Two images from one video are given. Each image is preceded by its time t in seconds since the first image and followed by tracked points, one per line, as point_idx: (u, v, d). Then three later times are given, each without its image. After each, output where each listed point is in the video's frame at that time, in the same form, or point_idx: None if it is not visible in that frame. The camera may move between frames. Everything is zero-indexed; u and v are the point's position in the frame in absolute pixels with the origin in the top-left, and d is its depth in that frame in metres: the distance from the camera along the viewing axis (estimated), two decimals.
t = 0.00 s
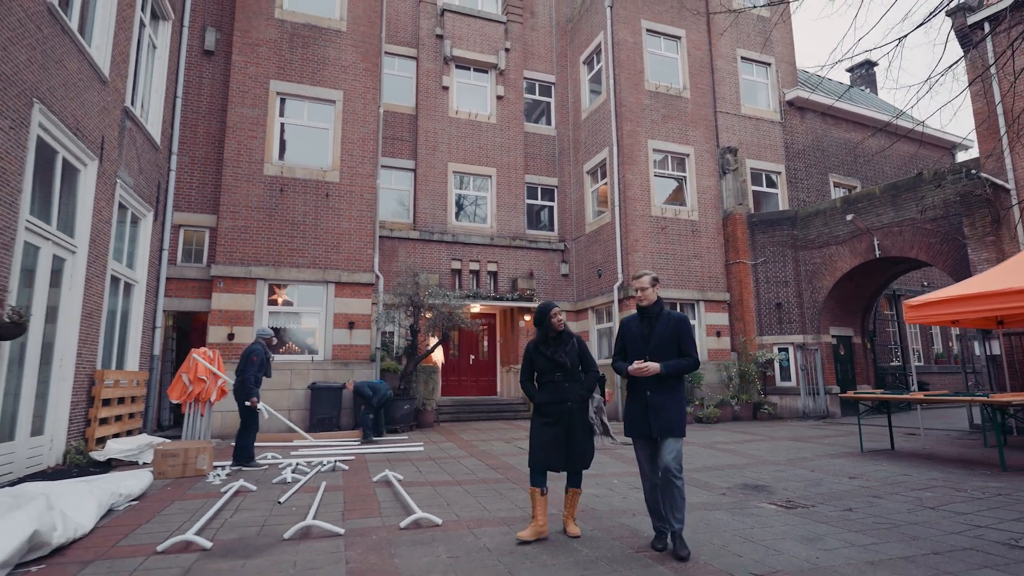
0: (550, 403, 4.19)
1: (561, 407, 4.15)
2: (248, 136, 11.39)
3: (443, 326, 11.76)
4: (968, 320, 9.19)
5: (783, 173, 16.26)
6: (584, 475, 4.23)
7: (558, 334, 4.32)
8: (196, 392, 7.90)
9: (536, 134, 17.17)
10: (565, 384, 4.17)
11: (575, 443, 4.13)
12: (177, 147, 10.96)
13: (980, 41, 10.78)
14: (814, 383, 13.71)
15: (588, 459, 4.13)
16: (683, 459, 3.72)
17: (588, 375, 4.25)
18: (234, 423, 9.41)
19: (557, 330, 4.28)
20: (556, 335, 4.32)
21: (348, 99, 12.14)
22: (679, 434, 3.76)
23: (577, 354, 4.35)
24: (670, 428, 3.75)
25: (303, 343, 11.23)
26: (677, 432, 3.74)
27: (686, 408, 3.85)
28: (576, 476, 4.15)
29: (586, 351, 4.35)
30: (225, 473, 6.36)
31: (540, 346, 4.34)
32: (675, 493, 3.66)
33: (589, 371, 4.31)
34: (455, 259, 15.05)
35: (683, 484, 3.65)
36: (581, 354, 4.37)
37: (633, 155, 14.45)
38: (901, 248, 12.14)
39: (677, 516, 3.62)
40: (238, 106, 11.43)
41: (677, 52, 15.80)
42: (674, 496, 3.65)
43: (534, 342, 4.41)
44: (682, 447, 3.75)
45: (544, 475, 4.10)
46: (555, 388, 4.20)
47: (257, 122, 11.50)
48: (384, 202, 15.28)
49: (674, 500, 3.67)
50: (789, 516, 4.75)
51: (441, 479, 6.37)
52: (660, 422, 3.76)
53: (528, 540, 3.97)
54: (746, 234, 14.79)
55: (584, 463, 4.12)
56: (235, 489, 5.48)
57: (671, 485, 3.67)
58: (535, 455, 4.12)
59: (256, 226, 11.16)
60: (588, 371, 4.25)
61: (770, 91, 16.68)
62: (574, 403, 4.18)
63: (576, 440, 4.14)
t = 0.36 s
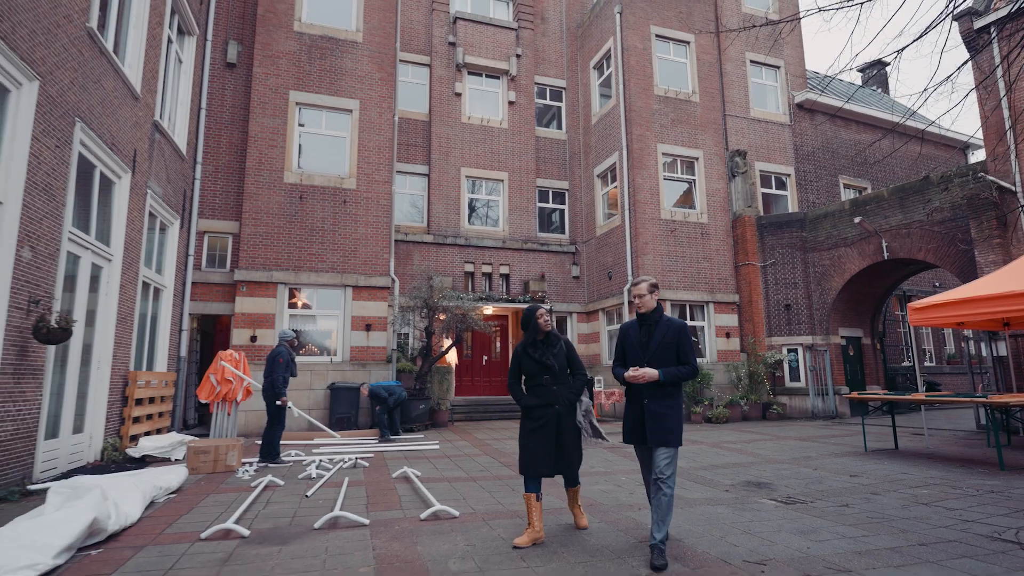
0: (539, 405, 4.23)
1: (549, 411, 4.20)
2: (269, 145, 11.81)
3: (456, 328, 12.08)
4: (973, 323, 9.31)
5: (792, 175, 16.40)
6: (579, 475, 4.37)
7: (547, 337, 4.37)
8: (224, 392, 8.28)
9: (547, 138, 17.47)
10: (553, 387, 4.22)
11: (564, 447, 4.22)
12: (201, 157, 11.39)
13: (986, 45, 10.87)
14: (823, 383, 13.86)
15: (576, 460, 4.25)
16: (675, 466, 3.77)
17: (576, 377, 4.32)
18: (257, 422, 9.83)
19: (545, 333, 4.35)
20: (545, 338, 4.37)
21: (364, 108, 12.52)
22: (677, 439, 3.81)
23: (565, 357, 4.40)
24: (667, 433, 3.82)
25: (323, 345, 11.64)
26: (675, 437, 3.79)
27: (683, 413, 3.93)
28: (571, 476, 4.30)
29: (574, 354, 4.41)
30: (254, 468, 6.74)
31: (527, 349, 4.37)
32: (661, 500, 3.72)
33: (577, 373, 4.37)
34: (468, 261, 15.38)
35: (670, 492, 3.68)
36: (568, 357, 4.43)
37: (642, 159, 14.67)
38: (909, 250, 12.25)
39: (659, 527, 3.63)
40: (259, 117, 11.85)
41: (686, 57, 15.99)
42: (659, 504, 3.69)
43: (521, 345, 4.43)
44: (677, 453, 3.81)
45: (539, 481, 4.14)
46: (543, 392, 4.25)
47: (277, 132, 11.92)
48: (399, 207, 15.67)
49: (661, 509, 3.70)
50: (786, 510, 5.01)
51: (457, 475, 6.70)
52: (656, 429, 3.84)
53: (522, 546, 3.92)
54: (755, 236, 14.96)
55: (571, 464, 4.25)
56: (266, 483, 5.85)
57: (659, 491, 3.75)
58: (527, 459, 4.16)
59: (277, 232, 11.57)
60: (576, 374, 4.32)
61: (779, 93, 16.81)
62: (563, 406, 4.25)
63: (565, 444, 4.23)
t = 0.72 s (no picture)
0: (530, 408, 4.16)
1: (540, 414, 4.12)
2: (290, 155, 12.26)
3: (471, 330, 12.40)
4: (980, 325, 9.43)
5: (803, 177, 16.51)
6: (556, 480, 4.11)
7: (541, 339, 4.32)
8: (251, 394, 8.70)
9: (560, 143, 17.75)
10: (545, 390, 4.14)
11: (553, 450, 4.11)
12: (226, 167, 11.86)
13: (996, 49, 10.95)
14: (835, 384, 13.97)
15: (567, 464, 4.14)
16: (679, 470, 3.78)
17: (568, 380, 4.26)
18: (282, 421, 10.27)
19: (540, 335, 4.29)
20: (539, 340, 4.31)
21: (381, 118, 12.93)
22: (677, 442, 3.79)
23: (558, 359, 4.34)
24: (667, 435, 3.80)
25: (343, 348, 12.06)
26: (675, 440, 3.78)
27: (682, 414, 3.90)
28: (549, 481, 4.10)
29: (568, 356, 4.35)
30: (281, 466, 7.13)
31: (520, 351, 4.32)
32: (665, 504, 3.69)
33: (570, 376, 4.31)
34: (482, 265, 15.71)
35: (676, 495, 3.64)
36: (561, 359, 4.39)
37: (653, 164, 14.90)
38: (920, 253, 12.35)
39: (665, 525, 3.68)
40: (281, 128, 12.31)
41: (697, 62, 16.18)
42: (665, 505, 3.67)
43: (515, 346, 4.39)
44: (678, 457, 3.79)
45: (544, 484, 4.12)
46: (534, 394, 4.17)
47: (298, 142, 12.36)
48: (415, 212, 16.06)
49: (666, 508, 3.69)
50: (788, 507, 5.26)
51: (473, 473, 7.02)
52: (654, 430, 3.81)
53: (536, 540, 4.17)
54: (766, 239, 15.12)
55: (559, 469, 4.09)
56: (294, 479, 6.22)
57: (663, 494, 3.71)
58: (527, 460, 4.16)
59: (298, 239, 12.00)
60: (568, 376, 4.26)
61: (790, 96, 16.92)
62: (554, 408, 4.18)
63: (554, 448, 4.12)
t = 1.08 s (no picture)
0: (531, 408, 4.23)
1: (541, 414, 4.19)
2: (316, 164, 12.73)
3: (492, 332, 12.72)
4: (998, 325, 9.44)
5: (823, 177, 16.49)
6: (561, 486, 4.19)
7: (544, 339, 4.36)
8: (284, 394, 9.15)
9: (578, 147, 17.99)
10: (546, 391, 4.20)
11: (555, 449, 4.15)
12: (256, 177, 12.37)
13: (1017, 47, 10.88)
14: (855, 384, 13.99)
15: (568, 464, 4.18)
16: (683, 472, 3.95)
17: (571, 381, 4.29)
18: (313, 421, 10.74)
19: (541, 336, 4.32)
20: (541, 341, 4.35)
21: (403, 127, 13.33)
22: (681, 444, 3.87)
23: (561, 361, 4.37)
24: (671, 438, 3.86)
25: (369, 350, 12.50)
26: (680, 442, 3.86)
27: (685, 416, 3.94)
28: (553, 486, 4.16)
29: (571, 358, 4.36)
30: (313, 462, 7.55)
31: (523, 351, 4.37)
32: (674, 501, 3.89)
33: (572, 377, 4.34)
34: (502, 268, 16.02)
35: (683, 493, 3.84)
36: (563, 361, 4.39)
37: (670, 166, 15.04)
38: (941, 252, 12.33)
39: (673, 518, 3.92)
40: (308, 138, 12.79)
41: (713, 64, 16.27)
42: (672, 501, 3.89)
43: (517, 347, 4.43)
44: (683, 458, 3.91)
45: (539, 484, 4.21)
46: (536, 394, 4.25)
47: (324, 152, 12.83)
48: (436, 216, 16.46)
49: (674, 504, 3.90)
50: (797, 502, 5.47)
51: (495, 470, 7.34)
52: (659, 434, 3.85)
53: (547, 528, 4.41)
54: (784, 239, 15.16)
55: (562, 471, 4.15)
56: (327, 475, 6.60)
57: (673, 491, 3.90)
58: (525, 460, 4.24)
59: (325, 245, 12.46)
60: (570, 378, 4.29)
61: (809, 96, 16.91)
62: (556, 409, 4.22)
63: (555, 448, 4.16)
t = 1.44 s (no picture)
0: (531, 409, 4.19)
1: (541, 415, 4.15)
2: (341, 171, 13.20)
3: (511, 332, 13.06)
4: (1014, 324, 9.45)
5: (841, 176, 16.47)
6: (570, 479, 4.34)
7: (541, 339, 4.35)
8: (314, 392, 9.57)
9: (595, 149, 18.23)
10: (546, 391, 4.18)
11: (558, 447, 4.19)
12: (284, 184, 12.88)
13: None
14: (874, 383, 14.04)
15: (571, 463, 4.19)
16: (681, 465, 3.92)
17: (570, 381, 4.29)
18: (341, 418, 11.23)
19: (537, 336, 4.31)
20: (538, 341, 4.35)
21: (424, 133, 13.75)
22: (681, 439, 3.85)
23: (559, 361, 4.37)
24: (671, 432, 3.84)
25: (392, 351, 12.94)
26: (680, 437, 3.83)
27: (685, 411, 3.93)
28: (563, 482, 4.26)
29: (568, 357, 4.38)
30: (343, 457, 7.96)
31: (521, 352, 4.36)
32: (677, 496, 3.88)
33: (571, 377, 4.34)
34: (521, 269, 16.35)
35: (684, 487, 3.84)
36: (561, 361, 4.40)
37: (687, 168, 15.21)
38: (960, 251, 12.31)
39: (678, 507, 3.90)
40: (333, 146, 13.28)
41: (729, 65, 16.38)
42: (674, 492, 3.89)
43: (514, 349, 4.41)
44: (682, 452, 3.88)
45: (523, 481, 4.08)
46: (536, 395, 4.21)
47: (348, 160, 13.30)
48: (456, 219, 16.84)
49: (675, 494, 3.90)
50: (805, 496, 5.69)
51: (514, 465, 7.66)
52: (659, 430, 3.84)
53: (490, 541, 3.83)
54: (802, 239, 15.20)
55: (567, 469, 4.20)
56: (356, 469, 6.99)
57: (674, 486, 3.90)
58: (517, 463, 4.10)
59: (349, 249, 12.92)
60: (569, 377, 4.29)
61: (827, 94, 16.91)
62: (556, 409, 4.20)
63: (555, 448, 4.19)
